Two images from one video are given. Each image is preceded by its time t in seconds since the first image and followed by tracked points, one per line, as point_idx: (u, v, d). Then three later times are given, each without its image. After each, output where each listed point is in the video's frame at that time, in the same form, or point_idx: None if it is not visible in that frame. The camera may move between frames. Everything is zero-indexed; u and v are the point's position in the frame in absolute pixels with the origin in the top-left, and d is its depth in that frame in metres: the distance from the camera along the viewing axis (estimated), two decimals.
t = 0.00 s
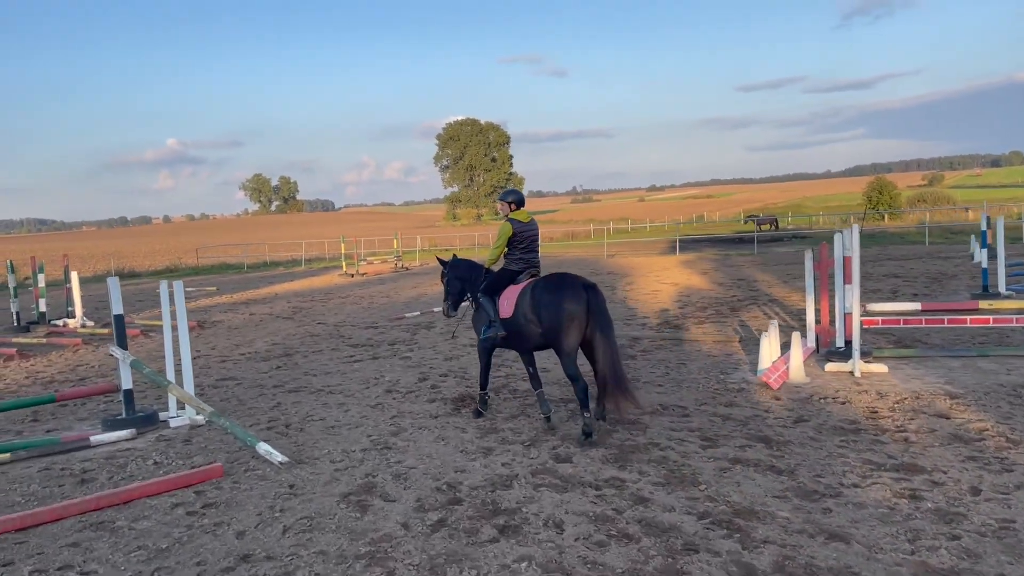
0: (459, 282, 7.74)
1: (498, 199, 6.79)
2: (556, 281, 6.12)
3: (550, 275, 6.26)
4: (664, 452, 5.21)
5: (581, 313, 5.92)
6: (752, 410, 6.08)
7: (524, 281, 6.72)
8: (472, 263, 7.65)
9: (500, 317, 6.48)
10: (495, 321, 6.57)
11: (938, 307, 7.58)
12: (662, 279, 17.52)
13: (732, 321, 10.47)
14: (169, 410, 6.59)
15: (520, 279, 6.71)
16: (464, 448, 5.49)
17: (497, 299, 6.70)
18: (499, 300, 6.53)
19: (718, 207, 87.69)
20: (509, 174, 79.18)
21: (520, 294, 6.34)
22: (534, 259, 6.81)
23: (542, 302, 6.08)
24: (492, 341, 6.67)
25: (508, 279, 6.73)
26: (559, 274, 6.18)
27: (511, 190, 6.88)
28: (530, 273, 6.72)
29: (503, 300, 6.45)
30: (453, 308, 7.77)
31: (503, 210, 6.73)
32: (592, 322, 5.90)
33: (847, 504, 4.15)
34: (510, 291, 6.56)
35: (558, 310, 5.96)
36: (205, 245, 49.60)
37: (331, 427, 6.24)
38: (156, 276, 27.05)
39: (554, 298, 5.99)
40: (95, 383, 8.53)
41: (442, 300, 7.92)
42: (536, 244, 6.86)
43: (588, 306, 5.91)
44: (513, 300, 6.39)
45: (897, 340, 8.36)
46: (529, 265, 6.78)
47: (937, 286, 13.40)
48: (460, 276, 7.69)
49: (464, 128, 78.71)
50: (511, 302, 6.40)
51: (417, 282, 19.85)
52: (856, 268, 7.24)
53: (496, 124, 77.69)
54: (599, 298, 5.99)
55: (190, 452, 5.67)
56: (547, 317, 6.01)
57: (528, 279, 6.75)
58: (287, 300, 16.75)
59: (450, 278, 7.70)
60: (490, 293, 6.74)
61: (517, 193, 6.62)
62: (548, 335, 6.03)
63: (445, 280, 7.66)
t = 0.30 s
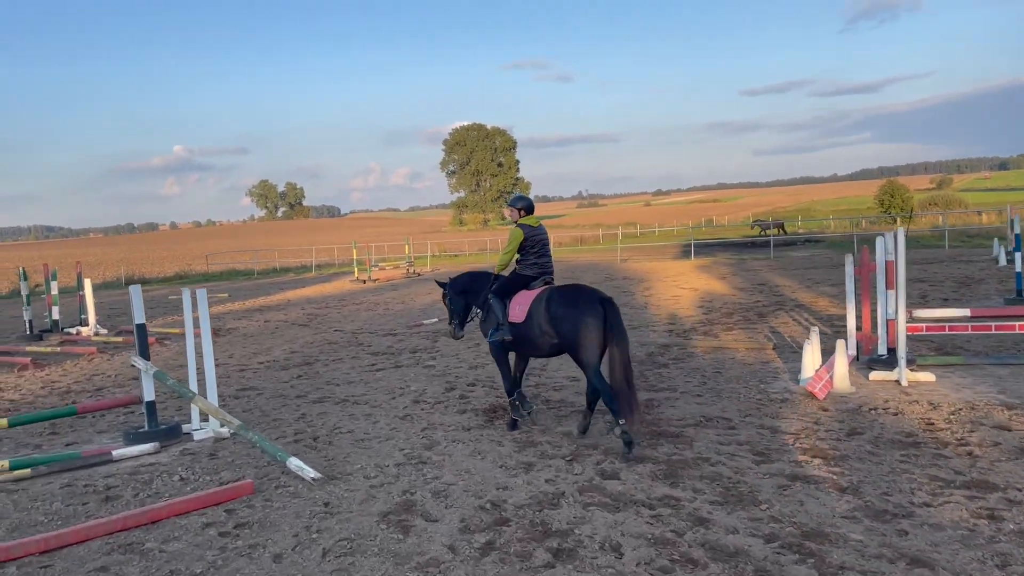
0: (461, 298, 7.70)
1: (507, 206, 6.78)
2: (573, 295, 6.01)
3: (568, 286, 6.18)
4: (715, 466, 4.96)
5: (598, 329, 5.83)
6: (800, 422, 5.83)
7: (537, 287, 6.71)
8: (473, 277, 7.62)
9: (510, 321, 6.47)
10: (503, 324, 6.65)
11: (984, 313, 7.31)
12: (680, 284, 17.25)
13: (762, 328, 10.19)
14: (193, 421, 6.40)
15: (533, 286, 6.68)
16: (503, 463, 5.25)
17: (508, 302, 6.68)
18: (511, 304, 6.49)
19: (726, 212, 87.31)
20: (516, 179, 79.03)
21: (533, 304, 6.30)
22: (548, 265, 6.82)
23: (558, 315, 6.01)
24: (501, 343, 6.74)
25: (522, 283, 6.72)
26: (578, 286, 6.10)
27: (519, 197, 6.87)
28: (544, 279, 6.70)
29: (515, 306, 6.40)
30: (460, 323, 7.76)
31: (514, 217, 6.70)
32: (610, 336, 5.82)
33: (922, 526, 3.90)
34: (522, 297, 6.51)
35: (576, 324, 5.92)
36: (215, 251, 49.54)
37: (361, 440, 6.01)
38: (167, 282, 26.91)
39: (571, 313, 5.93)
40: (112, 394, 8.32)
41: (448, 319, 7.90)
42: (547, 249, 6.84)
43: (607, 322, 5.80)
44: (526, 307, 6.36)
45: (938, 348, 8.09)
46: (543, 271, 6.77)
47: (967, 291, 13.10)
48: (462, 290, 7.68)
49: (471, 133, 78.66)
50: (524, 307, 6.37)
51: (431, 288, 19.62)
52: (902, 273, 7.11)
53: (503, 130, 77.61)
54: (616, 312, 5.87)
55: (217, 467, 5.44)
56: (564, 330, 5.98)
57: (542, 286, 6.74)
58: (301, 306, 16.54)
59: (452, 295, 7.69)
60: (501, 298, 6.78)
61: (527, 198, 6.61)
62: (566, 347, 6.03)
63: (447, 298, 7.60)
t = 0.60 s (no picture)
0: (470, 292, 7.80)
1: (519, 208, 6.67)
2: (586, 292, 6.10)
3: (578, 284, 6.24)
4: (773, 481, 4.71)
5: (611, 324, 5.90)
6: (855, 434, 5.57)
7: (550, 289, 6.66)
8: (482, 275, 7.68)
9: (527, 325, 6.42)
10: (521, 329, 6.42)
11: None
12: (702, 289, 16.98)
13: (795, 334, 9.92)
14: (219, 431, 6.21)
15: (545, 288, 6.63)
16: (547, 477, 5.00)
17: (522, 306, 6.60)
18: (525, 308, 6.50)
19: (735, 217, 86.91)
20: (524, 184, 78.92)
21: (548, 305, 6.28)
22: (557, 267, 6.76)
23: (572, 313, 6.06)
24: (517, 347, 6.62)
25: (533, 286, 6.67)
26: (589, 283, 6.14)
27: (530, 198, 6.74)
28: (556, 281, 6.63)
29: (531, 309, 6.41)
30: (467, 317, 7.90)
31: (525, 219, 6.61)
32: (623, 332, 5.88)
33: (1012, 548, 3.64)
34: (536, 300, 6.49)
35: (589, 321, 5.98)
36: (225, 257, 49.51)
37: (394, 452, 5.77)
38: (180, 288, 26.79)
39: (585, 309, 5.99)
40: (132, 403, 8.11)
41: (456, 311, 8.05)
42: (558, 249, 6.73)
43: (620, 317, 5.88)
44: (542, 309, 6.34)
45: (985, 356, 7.81)
46: (553, 273, 6.67)
47: (1000, 296, 12.79)
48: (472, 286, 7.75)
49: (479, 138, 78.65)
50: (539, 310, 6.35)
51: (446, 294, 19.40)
52: (952, 275, 6.80)
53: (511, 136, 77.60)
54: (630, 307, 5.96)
55: (247, 481, 5.21)
56: (577, 327, 6.03)
57: (554, 287, 6.67)
58: (317, 312, 16.35)
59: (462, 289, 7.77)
60: (514, 303, 6.59)
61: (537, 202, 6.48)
62: (579, 346, 6.06)
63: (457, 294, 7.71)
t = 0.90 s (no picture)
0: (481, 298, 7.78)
1: (530, 216, 6.62)
2: (598, 303, 6.09)
3: (590, 293, 6.22)
4: (837, 498, 4.47)
5: (622, 336, 5.93)
6: (916, 447, 5.33)
7: (565, 297, 6.52)
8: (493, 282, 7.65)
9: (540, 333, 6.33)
10: (533, 337, 6.36)
11: None
12: (724, 295, 16.73)
13: (830, 343, 9.66)
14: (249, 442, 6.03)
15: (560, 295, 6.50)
16: (598, 492, 4.78)
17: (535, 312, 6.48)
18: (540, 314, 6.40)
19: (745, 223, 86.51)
20: (533, 191, 78.81)
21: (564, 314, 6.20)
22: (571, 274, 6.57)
23: (584, 323, 6.02)
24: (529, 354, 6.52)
25: (548, 293, 6.46)
26: (601, 294, 6.16)
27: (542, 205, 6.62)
28: (571, 289, 6.47)
29: (545, 317, 6.30)
30: (477, 324, 7.86)
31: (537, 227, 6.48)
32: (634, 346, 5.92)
33: None
34: (553, 306, 6.34)
35: (600, 332, 5.98)
36: (236, 263, 49.46)
37: (431, 464, 5.56)
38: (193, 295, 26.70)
39: (596, 320, 5.99)
40: (156, 412, 7.93)
41: (466, 318, 8.03)
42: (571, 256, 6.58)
43: (632, 330, 5.92)
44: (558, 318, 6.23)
45: None
46: (567, 281, 6.45)
47: None
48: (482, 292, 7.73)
49: (487, 145, 78.62)
50: (554, 319, 6.24)
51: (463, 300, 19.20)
52: (1004, 282, 6.51)
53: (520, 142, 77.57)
54: (642, 322, 6.01)
55: (282, 496, 5.00)
56: (587, 337, 5.98)
57: (569, 295, 6.54)
58: (334, 319, 16.17)
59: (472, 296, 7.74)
60: (528, 310, 6.46)
61: (548, 208, 6.35)
62: (588, 356, 6.02)
63: (466, 300, 7.68)
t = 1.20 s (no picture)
0: (490, 304, 7.71)
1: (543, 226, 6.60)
2: (613, 309, 5.98)
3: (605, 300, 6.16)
4: (913, 523, 4.23)
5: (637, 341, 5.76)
6: (984, 467, 5.09)
7: (574, 308, 6.55)
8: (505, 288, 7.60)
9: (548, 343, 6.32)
10: (541, 346, 6.41)
11: None
12: (746, 304, 16.46)
13: (867, 355, 9.41)
14: (281, 457, 5.83)
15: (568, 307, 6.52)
16: (653, 514, 4.55)
17: (544, 323, 6.52)
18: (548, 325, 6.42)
19: (754, 231, 86.11)
20: (541, 199, 78.67)
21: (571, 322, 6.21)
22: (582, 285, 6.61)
23: (597, 328, 5.93)
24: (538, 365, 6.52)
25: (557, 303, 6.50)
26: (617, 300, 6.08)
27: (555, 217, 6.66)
28: (580, 300, 6.50)
29: (553, 327, 6.31)
30: (482, 328, 7.72)
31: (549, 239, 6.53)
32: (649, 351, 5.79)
33: None
34: (560, 316, 6.40)
35: (615, 337, 5.87)
36: (245, 271, 49.32)
37: (472, 482, 5.34)
38: (204, 303, 26.53)
39: (611, 325, 5.90)
40: (180, 424, 7.73)
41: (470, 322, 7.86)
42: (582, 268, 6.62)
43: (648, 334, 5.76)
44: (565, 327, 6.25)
45: None
46: (577, 292, 6.50)
47: None
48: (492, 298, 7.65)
49: (495, 153, 78.54)
50: (561, 328, 6.27)
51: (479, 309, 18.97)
52: None
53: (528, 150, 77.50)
54: (658, 326, 5.85)
55: (321, 515, 4.78)
56: (602, 343, 5.89)
57: (578, 305, 6.56)
58: (350, 328, 15.97)
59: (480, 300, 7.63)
60: (536, 321, 6.51)
61: (562, 220, 6.40)
62: (604, 361, 5.92)
63: (475, 302, 7.64)
